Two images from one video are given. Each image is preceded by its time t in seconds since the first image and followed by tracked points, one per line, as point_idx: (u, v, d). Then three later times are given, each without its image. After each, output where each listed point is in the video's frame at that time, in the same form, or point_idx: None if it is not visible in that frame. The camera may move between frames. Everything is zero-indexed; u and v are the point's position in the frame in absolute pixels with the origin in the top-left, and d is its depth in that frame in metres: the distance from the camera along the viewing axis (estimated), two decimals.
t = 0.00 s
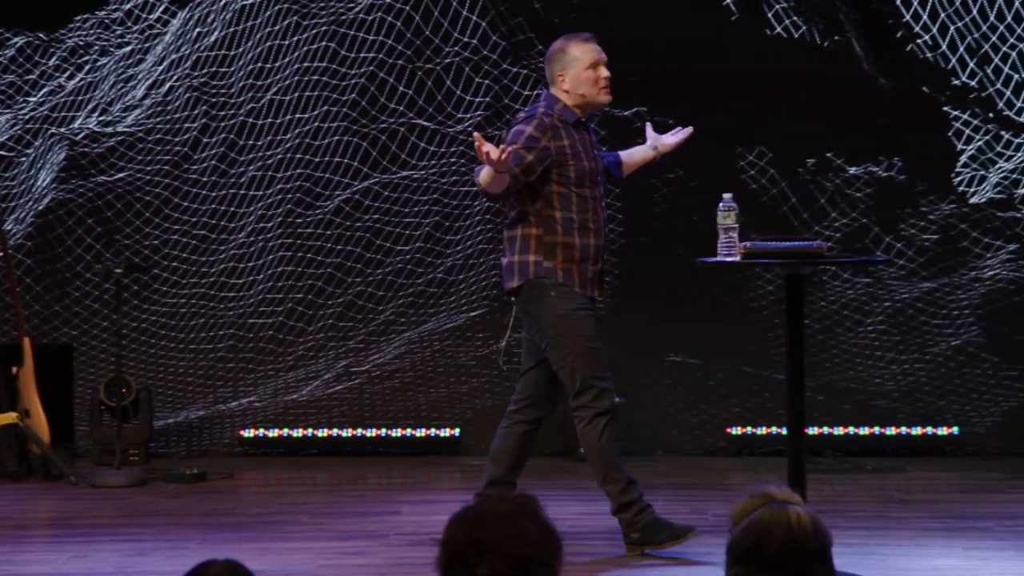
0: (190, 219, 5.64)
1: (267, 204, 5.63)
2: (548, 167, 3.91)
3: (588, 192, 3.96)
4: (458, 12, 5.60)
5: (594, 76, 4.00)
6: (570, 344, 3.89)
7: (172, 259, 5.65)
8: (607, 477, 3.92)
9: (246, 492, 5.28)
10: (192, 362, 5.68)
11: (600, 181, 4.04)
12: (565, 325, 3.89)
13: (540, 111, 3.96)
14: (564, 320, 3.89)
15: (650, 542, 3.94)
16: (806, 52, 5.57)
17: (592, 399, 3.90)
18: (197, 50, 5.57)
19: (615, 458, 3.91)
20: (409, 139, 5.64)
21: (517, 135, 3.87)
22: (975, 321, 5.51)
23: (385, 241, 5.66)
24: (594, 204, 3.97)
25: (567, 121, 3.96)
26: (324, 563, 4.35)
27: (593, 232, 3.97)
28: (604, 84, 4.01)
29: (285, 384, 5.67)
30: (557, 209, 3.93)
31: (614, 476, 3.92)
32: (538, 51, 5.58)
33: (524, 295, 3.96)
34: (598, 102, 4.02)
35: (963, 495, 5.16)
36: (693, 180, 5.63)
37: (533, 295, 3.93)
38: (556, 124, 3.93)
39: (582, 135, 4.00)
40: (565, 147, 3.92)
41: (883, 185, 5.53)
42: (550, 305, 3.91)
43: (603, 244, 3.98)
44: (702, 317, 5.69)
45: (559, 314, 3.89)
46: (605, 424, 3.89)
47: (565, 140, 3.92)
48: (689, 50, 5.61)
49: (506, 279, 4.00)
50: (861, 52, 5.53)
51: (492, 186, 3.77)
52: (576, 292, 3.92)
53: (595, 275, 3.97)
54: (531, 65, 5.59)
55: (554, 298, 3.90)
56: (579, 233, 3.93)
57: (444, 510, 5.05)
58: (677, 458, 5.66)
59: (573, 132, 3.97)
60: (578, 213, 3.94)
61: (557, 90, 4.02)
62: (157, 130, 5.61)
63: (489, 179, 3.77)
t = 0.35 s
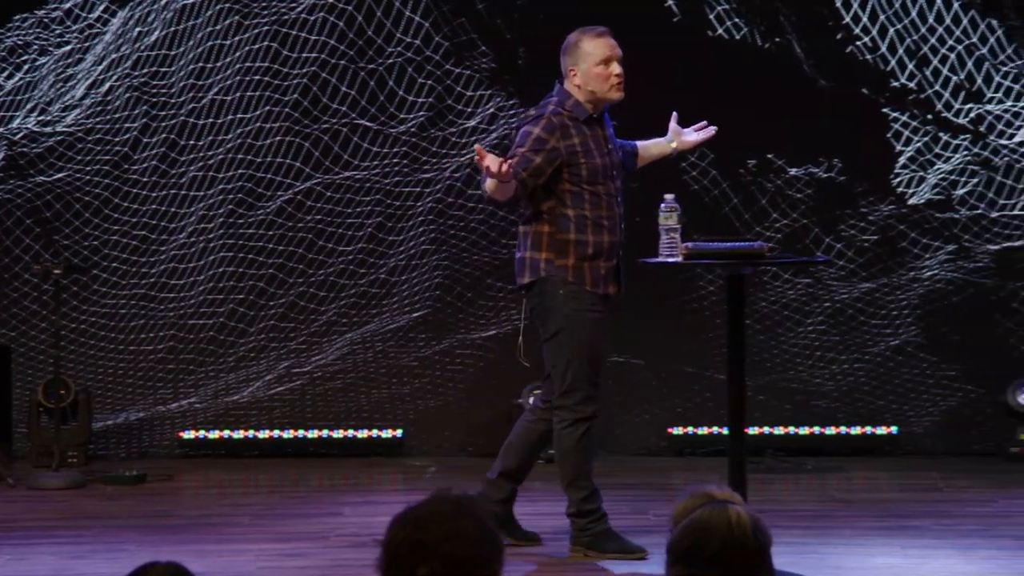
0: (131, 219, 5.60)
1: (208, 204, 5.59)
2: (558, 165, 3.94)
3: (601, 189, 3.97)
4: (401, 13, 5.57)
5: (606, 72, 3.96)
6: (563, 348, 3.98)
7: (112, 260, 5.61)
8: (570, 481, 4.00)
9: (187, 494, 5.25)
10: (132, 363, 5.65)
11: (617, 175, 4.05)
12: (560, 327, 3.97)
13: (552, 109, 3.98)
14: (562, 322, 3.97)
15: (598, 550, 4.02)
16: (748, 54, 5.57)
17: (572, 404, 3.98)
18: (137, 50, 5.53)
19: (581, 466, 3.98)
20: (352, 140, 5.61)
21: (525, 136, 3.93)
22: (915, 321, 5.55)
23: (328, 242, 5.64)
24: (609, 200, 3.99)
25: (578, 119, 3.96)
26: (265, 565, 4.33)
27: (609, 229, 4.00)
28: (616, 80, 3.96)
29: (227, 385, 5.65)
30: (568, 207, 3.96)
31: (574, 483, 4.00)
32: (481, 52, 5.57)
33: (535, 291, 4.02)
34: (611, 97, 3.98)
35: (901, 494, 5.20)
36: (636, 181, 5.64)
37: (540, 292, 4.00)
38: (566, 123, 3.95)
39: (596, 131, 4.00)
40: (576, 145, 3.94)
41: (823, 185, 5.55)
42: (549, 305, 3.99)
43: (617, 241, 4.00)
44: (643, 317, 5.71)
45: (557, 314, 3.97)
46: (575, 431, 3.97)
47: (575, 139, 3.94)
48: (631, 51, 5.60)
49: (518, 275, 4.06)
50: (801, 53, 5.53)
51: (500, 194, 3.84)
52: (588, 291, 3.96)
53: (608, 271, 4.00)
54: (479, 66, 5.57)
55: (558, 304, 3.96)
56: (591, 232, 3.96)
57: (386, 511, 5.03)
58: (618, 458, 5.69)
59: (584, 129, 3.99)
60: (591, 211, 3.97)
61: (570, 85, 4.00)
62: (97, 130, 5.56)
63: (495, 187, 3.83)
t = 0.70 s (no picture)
0: (48, 220, 5.55)
1: (126, 205, 5.55)
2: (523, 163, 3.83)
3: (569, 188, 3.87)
4: (321, 13, 5.56)
5: (567, 62, 3.83)
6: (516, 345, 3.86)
7: (29, 261, 5.56)
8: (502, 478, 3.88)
9: (106, 497, 5.20)
10: (50, 365, 5.60)
11: (585, 175, 3.94)
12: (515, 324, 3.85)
13: (517, 108, 3.87)
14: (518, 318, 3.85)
15: (520, 550, 3.89)
16: (669, 56, 5.59)
17: (516, 401, 3.86)
18: (54, 49, 5.48)
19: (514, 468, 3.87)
20: (272, 140, 5.59)
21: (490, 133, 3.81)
22: (833, 321, 5.60)
23: (248, 243, 5.61)
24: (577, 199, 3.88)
25: (544, 116, 3.85)
26: (183, 569, 4.28)
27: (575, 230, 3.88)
28: (578, 70, 3.83)
29: (146, 387, 5.61)
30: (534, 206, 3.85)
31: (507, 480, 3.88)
32: (402, 52, 5.56)
33: (500, 292, 3.89)
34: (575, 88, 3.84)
35: (820, 493, 5.23)
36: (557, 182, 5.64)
37: (505, 291, 3.87)
38: (531, 120, 3.84)
39: (562, 129, 3.89)
40: (541, 142, 3.84)
41: (742, 187, 5.60)
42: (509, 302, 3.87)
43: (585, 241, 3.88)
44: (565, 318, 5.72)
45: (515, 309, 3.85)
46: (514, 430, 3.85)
47: (541, 136, 3.83)
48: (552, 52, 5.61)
49: (484, 278, 3.93)
50: (721, 55, 5.56)
51: (462, 189, 3.69)
52: (552, 293, 3.82)
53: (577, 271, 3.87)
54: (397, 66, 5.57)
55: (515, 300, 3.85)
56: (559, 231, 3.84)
57: (307, 513, 5.00)
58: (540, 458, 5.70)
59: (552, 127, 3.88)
60: (558, 210, 3.86)
61: (534, 83, 3.89)
62: (13, 130, 5.50)
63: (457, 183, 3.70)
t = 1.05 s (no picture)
0: None
1: (48, 206, 5.50)
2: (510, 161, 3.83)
3: (556, 187, 3.84)
4: (245, 13, 5.53)
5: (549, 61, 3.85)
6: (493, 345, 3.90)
7: None
8: (450, 473, 3.92)
9: (27, 501, 5.15)
10: None
11: (577, 174, 3.92)
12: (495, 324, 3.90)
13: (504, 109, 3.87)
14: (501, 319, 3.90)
15: (445, 549, 3.93)
16: (595, 57, 5.60)
17: (482, 399, 3.89)
18: None
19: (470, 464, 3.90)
20: (196, 140, 5.56)
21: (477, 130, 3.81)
22: (757, 322, 5.64)
23: (173, 244, 5.57)
24: (565, 199, 3.86)
25: (531, 117, 3.85)
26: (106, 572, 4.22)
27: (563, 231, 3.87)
28: (560, 70, 3.84)
29: (69, 389, 5.56)
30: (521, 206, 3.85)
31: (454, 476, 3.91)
32: (327, 52, 5.55)
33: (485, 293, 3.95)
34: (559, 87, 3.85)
35: (744, 492, 5.26)
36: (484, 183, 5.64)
37: (486, 292, 3.93)
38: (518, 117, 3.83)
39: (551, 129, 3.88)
40: (528, 141, 3.83)
41: (668, 188, 5.62)
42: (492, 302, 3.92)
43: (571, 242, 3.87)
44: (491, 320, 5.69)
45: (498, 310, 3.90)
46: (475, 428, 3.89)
47: (527, 135, 3.83)
48: (477, 52, 5.61)
49: (475, 279, 4.00)
50: (646, 57, 5.59)
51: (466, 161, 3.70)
52: (535, 293, 3.87)
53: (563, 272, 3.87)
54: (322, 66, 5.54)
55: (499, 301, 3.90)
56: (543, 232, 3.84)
57: (233, 515, 4.97)
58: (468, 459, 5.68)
59: (541, 126, 3.88)
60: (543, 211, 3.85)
61: (518, 87, 3.90)
62: None
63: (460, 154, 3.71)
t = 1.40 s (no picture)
0: None
1: None
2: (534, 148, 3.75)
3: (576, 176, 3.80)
4: (183, 12, 5.52)
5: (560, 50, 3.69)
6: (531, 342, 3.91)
7: None
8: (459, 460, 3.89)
9: None
10: None
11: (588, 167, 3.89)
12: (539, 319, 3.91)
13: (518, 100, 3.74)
14: (549, 313, 3.91)
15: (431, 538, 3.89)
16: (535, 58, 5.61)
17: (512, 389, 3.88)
18: None
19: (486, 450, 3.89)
20: (134, 140, 5.52)
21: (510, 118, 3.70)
22: (697, 322, 5.66)
23: (111, 244, 5.53)
24: (584, 188, 3.81)
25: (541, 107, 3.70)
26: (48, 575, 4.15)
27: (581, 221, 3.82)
28: (570, 58, 3.68)
29: (6, 390, 5.50)
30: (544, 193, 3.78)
31: (463, 461, 3.87)
32: (267, 52, 5.53)
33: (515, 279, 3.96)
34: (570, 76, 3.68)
35: (685, 492, 5.26)
36: (424, 184, 5.63)
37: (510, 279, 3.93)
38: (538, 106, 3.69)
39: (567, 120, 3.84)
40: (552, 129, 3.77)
41: (608, 190, 5.63)
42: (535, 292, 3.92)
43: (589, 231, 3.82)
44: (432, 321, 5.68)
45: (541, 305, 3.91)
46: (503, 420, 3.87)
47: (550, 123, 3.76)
48: (418, 53, 5.61)
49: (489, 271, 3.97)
50: (585, 57, 5.58)
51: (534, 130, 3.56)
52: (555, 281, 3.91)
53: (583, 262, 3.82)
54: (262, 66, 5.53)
55: (550, 300, 3.91)
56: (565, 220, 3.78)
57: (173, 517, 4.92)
58: (409, 460, 5.66)
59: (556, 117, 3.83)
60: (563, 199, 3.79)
61: (526, 77, 3.75)
62: None
63: (529, 123, 3.56)
